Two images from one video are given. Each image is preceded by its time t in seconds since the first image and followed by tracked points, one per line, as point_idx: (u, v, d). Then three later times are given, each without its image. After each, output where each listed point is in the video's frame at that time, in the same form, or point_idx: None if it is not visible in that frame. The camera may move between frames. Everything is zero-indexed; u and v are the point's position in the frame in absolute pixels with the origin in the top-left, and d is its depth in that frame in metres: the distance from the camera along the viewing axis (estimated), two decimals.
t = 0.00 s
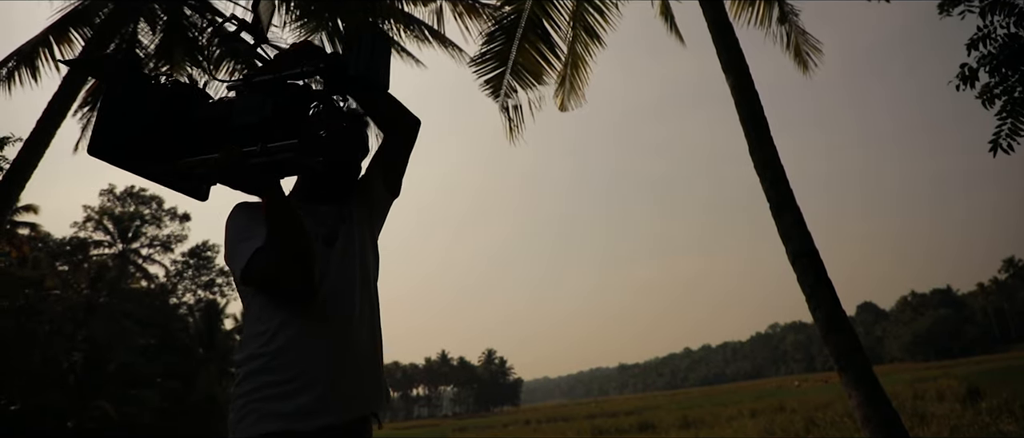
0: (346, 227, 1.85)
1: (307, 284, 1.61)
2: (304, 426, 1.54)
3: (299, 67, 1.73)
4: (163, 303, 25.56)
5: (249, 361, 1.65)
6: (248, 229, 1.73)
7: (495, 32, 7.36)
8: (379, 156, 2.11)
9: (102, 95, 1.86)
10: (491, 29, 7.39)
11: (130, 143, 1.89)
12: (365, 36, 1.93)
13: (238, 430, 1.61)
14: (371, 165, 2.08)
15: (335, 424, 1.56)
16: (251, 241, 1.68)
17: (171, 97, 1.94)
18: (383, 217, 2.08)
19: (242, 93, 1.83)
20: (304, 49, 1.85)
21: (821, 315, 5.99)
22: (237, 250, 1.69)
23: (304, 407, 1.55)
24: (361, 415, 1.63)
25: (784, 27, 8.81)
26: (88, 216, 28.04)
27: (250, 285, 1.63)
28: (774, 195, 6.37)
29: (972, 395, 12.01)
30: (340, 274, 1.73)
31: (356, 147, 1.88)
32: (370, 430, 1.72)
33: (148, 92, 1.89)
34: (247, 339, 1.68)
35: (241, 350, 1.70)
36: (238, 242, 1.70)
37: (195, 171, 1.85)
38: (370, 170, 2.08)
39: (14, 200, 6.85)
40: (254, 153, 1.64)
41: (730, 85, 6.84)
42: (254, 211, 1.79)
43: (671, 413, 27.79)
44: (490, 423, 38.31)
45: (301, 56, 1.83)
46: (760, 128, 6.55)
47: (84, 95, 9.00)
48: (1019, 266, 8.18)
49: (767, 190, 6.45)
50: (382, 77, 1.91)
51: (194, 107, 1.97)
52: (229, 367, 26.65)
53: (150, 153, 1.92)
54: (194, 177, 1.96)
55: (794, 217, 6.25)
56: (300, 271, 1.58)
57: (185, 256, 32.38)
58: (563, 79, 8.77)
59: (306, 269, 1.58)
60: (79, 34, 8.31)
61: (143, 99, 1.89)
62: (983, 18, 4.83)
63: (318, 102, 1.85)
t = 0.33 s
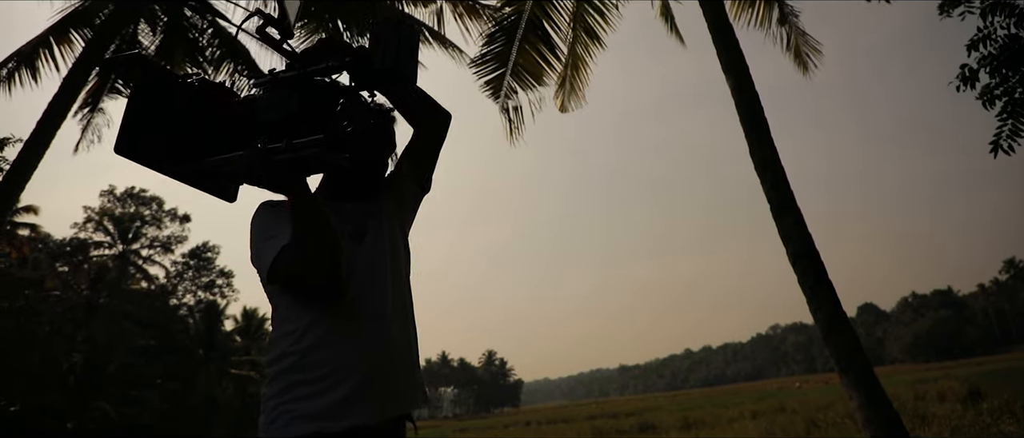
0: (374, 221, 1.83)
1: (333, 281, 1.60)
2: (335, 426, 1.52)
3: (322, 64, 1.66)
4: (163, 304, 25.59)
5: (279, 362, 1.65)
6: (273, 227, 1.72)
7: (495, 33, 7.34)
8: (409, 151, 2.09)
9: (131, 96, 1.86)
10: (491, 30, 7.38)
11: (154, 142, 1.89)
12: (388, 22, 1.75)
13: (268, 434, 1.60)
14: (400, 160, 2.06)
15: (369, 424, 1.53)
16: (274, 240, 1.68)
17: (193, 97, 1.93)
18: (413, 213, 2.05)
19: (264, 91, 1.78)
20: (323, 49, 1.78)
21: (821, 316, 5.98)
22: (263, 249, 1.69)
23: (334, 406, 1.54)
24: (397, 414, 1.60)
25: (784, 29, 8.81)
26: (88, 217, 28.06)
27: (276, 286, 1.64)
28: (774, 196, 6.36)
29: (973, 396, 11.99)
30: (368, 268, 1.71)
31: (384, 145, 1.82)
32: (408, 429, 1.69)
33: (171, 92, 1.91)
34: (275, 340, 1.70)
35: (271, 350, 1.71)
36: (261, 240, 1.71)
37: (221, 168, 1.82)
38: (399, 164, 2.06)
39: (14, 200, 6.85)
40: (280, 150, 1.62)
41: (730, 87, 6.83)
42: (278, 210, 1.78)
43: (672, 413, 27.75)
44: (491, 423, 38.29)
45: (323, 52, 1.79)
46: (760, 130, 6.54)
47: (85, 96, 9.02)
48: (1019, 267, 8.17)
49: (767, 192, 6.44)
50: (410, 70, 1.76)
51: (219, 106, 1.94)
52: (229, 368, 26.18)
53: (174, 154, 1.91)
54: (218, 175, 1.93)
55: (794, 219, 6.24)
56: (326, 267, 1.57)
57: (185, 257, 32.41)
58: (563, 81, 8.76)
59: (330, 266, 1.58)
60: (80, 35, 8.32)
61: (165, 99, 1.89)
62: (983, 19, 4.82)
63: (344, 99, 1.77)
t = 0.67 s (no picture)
0: (404, 210, 1.80)
1: (365, 269, 1.57)
2: (367, 419, 1.51)
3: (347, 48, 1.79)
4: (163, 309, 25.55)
5: (310, 354, 1.65)
6: (301, 217, 1.70)
7: (495, 36, 7.30)
8: (439, 137, 2.07)
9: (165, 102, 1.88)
10: (492, 34, 7.33)
11: (184, 143, 1.92)
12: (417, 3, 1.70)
13: (302, 428, 1.59)
14: (431, 146, 2.05)
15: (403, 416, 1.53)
16: (303, 230, 1.66)
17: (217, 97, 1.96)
18: (445, 202, 2.00)
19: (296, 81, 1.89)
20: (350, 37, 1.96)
21: (823, 320, 5.95)
22: (290, 240, 1.67)
23: (369, 398, 1.53)
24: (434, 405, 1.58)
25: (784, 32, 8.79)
26: (88, 222, 28.05)
27: (304, 277, 1.62)
28: (775, 200, 6.33)
29: (974, 400, 11.96)
30: (399, 257, 1.68)
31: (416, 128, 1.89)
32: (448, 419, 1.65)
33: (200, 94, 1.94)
34: (306, 332, 1.69)
35: (302, 341, 1.70)
36: (290, 232, 1.69)
37: (253, 165, 1.76)
38: (428, 152, 2.04)
39: (14, 204, 6.84)
40: (308, 137, 1.56)
41: (730, 90, 6.81)
42: (307, 202, 1.76)
43: (672, 417, 27.67)
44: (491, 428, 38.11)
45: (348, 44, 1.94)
46: (760, 134, 6.53)
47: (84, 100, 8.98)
48: (1020, 270, 8.14)
49: (767, 196, 6.42)
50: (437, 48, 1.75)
51: (245, 104, 1.89)
52: (229, 373, 25.96)
53: (212, 148, 1.94)
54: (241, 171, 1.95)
55: (794, 222, 6.21)
56: (356, 258, 1.55)
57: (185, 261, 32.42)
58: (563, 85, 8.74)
59: (361, 255, 1.55)
60: (80, 39, 8.29)
61: (195, 99, 1.94)
62: (983, 22, 4.81)
63: (376, 85, 1.87)
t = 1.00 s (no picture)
0: (420, 205, 1.79)
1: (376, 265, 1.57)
2: (376, 418, 1.50)
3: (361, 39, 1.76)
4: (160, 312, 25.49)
5: (320, 353, 1.64)
6: (312, 212, 1.69)
7: (492, 39, 7.30)
8: (458, 130, 2.05)
9: (186, 109, 1.86)
10: (490, 37, 7.33)
11: (212, 152, 1.91)
12: None
13: (311, 428, 1.59)
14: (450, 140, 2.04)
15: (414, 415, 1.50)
16: (315, 223, 1.65)
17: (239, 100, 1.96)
18: (465, 196, 1.99)
19: (311, 78, 1.87)
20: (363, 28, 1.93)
21: (821, 322, 5.94)
22: (301, 235, 1.66)
23: (378, 397, 1.52)
24: (449, 405, 1.55)
25: (781, 35, 8.81)
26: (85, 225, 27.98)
27: (317, 275, 1.62)
28: (773, 203, 6.33)
29: (972, 402, 11.98)
30: (412, 251, 1.67)
31: (436, 121, 1.83)
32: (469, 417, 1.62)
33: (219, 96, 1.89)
34: (317, 331, 1.69)
35: (313, 340, 1.70)
36: (301, 227, 1.67)
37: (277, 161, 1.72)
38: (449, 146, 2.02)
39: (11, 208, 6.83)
40: (324, 131, 1.60)
41: (728, 93, 6.81)
42: (321, 193, 1.76)
43: (670, 420, 27.67)
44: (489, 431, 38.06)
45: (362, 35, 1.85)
46: (758, 137, 6.53)
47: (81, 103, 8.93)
48: (1018, 272, 8.16)
49: (765, 198, 6.41)
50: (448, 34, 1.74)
51: (267, 106, 1.98)
52: (227, 376, 25.92)
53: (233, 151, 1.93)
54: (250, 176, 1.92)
55: (793, 223, 6.21)
56: (369, 252, 1.54)
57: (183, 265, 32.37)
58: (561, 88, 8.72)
59: (374, 249, 1.55)
60: (76, 42, 8.26)
61: (217, 103, 1.92)
62: (979, 25, 4.82)
63: (394, 76, 1.89)
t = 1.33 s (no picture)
0: (430, 202, 1.76)
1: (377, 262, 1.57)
2: (370, 420, 1.51)
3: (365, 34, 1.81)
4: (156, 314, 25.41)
5: (323, 350, 1.66)
6: (321, 206, 1.67)
7: (491, 42, 7.37)
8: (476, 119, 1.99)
9: (210, 106, 1.87)
10: (488, 39, 7.41)
11: (231, 153, 1.88)
12: None
13: (312, 427, 1.61)
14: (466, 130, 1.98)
15: (412, 417, 1.50)
16: (321, 219, 1.63)
17: (251, 95, 1.92)
18: (480, 191, 1.96)
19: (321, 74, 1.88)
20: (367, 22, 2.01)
21: (817, 327, 5.97)
22: (311, 228, 1.65)
23: (374, 398, 1.53)
24: (451, 407, 1.54)
25: (778, 39, 8.85)
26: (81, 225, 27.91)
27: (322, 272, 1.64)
28: (769, 206, 6.34)
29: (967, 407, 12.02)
30: (415, 247, 1.66)
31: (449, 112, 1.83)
32: (476, 417, 1.59)
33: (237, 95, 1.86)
34: (321, 329, 1.71)
35: (317, 338, 1.72)
36: (312, 221, 1.66)
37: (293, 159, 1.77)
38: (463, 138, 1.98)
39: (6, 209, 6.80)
40: (333, 126, 1.63)
41: (725, 97, 6.84)
42: (330, 187, 1.71)
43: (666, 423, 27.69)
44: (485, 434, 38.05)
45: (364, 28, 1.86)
46: (755, 141, 6.55)
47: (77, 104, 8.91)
48: (1014, 277, 8.20)
49: (762, 202, 6.42)
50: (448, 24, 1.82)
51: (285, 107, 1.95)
52: (223, 377, 25.88)
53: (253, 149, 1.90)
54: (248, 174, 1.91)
55: (791, 227, 6.22)
56: (368, 248, 1.55)
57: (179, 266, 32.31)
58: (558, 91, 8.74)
59: (374, 245, 1.55)
60: (74, 43, 8.26)
61: (235, 96, 1.91)
62: (976, 30, 4.86)
63: (403, 69, 1.99)
